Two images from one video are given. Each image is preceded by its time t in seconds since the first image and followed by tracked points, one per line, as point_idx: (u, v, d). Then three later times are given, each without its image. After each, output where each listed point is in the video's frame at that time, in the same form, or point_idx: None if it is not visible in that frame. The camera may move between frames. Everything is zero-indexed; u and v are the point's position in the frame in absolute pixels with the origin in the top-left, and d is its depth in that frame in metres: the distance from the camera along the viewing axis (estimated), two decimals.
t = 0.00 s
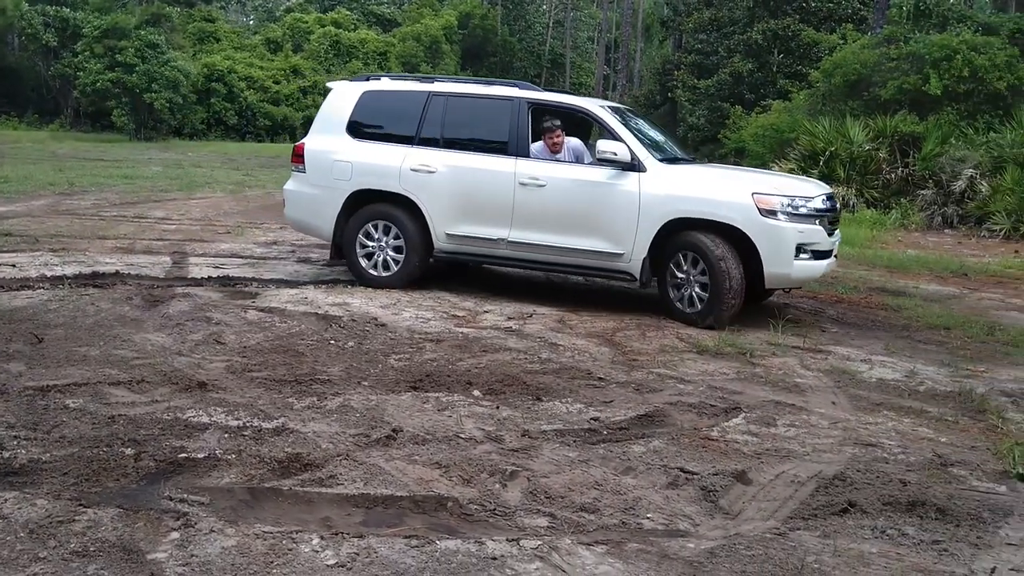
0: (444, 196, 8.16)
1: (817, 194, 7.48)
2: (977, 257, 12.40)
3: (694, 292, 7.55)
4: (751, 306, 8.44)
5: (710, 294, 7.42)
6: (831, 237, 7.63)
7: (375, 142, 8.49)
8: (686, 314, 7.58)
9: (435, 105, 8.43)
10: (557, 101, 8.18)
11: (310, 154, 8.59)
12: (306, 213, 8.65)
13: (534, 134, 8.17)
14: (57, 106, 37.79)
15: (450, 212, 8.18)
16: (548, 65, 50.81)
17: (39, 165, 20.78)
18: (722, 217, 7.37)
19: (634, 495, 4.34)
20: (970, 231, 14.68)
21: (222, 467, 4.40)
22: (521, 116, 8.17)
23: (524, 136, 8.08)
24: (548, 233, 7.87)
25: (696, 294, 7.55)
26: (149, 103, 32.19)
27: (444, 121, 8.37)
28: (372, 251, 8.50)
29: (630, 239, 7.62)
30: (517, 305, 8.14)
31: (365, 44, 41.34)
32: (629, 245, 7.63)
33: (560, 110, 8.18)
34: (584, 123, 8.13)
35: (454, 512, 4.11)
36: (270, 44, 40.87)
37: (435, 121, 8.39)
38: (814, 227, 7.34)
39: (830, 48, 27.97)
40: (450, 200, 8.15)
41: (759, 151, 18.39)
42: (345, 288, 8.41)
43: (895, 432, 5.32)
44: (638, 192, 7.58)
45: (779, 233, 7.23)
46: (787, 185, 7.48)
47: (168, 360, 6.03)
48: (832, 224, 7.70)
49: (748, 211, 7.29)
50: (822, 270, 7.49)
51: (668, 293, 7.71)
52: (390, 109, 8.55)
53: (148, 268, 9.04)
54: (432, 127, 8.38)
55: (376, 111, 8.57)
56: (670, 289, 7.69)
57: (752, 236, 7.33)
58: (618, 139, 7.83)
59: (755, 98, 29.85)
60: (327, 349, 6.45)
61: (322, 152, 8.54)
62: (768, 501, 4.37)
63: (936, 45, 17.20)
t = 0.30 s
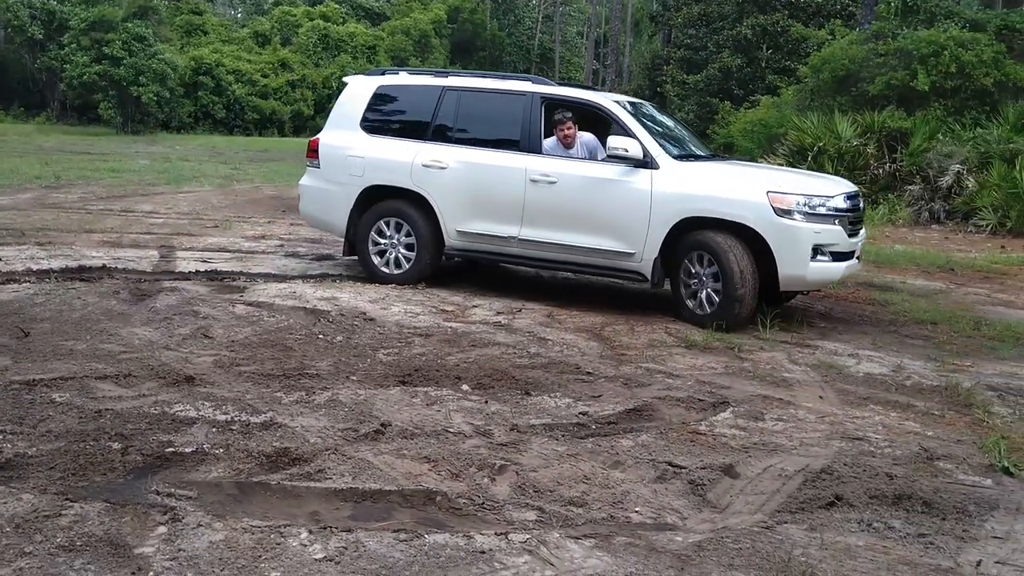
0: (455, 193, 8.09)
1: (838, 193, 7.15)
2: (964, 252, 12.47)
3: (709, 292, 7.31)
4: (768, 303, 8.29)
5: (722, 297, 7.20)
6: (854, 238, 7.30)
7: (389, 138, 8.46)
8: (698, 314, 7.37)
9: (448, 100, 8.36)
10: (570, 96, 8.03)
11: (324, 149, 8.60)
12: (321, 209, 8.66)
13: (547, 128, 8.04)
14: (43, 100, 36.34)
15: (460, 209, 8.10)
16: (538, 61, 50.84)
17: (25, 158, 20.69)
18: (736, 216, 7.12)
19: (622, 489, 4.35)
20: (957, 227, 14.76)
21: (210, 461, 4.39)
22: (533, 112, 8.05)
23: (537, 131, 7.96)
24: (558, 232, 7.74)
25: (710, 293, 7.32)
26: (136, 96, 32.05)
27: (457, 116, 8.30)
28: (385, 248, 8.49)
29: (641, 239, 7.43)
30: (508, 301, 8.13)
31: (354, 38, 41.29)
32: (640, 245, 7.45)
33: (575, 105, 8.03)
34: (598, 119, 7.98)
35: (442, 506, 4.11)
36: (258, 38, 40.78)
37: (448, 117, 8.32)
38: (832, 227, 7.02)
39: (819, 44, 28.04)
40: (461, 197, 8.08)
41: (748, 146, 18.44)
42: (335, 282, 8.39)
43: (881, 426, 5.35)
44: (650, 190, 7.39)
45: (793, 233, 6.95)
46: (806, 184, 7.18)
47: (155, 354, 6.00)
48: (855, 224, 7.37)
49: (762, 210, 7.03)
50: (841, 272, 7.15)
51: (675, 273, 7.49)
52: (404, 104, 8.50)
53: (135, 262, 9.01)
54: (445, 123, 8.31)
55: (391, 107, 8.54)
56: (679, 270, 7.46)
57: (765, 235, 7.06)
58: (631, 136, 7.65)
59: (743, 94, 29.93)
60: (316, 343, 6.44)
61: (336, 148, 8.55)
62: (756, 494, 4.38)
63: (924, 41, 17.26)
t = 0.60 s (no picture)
0: (465, 188, 8.01)
1: (857, 189, 6.93)
2: (951, 245, 12.52)
3: (719, 291, 7.14)
4: (783, 301, 8.15)
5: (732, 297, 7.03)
6: (874, 236, 7.07)
7: (401, 132, 8.41)
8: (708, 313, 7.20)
9: (460, 94, 8.27)
10: (583, 88, 7.87)
11: (337, 143, 8.59)
12: (333, 203, 8.66)
13: (558, 121, 7.91)
14: (29, 91, 35.04)
15: (470, 205, 8.02)
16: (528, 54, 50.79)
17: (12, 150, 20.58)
18: (748, 214, 6.94)
19: (610, 481, 4.36)
20: (944, 220, 14.83)
21: (197, 454, 4.38)
22: (544, 105, 7.92)
23: (547, 125, 7.84)
24: (567, 228, 7.62)
25: (720, 293, 7.15)
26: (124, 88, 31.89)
27: (469, 110, 8.21)
28: (395, 242, 8.45)
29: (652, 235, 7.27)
30: (498, 294, 8.11)
31: (343, 30, 41.06)
32: (650, 242, 7.29)
33: (587, 98, 7.88)
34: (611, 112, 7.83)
35: (431, 498, 4.11)
36: (246, 30, 40.66)
37: (460, 111, 8.23)
38: (849, 225, 6.82)
39: (808, 37, 28.10)
40: (471, 193, 7.99)
41: (737, 139, 18.46)
42: (325, 276, 8.36)
43: (868, 418, 5.37)
44: (661, 185, 7.22)
45: (807, 231, 6.77)
46: (822, 179, 6.98)
47: (143, 347, 5.98)
48: (876, 222, 7.14)
49: (775, 206, 6.84)
50: (859, 272, 6.95)
51: (690, 257, 7.27)
52: (417, 98, 8.44)
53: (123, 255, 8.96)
54: (456, 117, 8.23)
55: (404, 100, 8.49)
56: (696, 257, 7.24)
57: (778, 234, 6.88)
58: (643, 130, 7.47)
59: (733, 87, 29.95)
60: (304, 336, 6.42)
61: (349, 142, 8.53)
62: (743, 486, 4.40)
63: (912, 34, 17.31)
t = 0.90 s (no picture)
0: (478, 184, 7.94)
1: (879, 187, 6.67)
2: (942, 238, 12.57)
3: (732, 292, 6.94)
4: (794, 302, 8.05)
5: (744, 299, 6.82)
6: (898, 237, 6.80)
7: (416, 128, 8.37)
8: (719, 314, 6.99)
9: (476, 89, 8.22)
10: (598, 83, 7.76)
11: (355, 139, 8.58)
12: (351, 199, 8.66)
13: (572, 118, 7.81)
14: (18, 85, 34.78)
15: (483, 201, 7.95)
16: (520, 47, 50.74)
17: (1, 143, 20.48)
18: (763, 210, 6.73)
19: (602, 474, 4.36)
20: (935, 213, 14.86)
21: (189, 448, 4.37)
22: (558, 100, 7.82)
23: (561, 120, 7.74)
24: (579, 226, 7.50)
25: (732, 294, 6.94)
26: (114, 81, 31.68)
27: (484, 105, 8.15)
28: (410, 238, 8.44)
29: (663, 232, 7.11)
30: (492, 289, 8.09)
31: (334, 23, 41.04)
32: (661, 239, 7.13)
33: (603, 92, 7.77)
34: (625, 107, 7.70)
35: (423, 492, 4.11)
36: (237, 23, 40.57)
37: (475, 106, 8.17)
38: (869, 223, 6.56)
39: (800, 30, 28.15)
40: (485, 189, 7.92)
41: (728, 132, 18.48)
42: (317, 270, 8.33)
43: (859, 410, 5.39)
44: (673, 181, 7.06)
45: (823, 228, 6.54)
46: (843, 176, 6.73)
47: (134, 341, 5.96)
48: (900, 221, 6.88)
49: (790, 202, 6.62)
50: (880, 273, 6.68)
51: (706, 255, 7.05)
52: (433, 93, 8.41)
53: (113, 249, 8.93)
54: (470, 113, 8.17)
55: (420, 96, 8.47)
56: (712, 255, 7.02)
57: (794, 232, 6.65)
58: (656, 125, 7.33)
59: (725, 81, 29.97)
60: (296, 330, 6.41)
61: (365, 138, 8.52)
62: (735, 478, 4.41)
63: (904, 28, 17.34)
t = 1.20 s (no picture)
0: (493, 182, 7.93)
1: (902, 187, 6.50)
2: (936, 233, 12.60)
3: (746, 294, 6.83)
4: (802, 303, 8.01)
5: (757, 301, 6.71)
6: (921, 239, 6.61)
7: (433, 126, 8.37)
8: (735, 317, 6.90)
9: (493, 86, 8.20)
10: (614, 78, 7.69)
11: (373, 136, 8.61)
12: (369, 196, 8.70)
13: (587, 113, 7.74)
14: (11, 79, 34.62)
15: (498, 199, 7.93)
16: (515, 41, 50.72)
17: None
18: (778, 210, 6.61)
19: (597, 468, 4.36)
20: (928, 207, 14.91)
21: (183, 442, 4.36)
22: (574, 97, 7.77)
23: (577, 115, 7.69)
24: (591, 224, 7.45)
25: (746, 297, 6.83)
26: (107, 75, 31.48)
27: (499, 103, 8.12)
28: (425, 235, 8.45)
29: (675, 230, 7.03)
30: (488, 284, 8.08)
31: (328, 17, 41.47)
32: (673, 237, 7.05)
33: (619, 88, 7.70)
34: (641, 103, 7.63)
35: (418, 485, 4.11)
36: (230, 16, 40.53)
37: (491, 103, 8.15)
38: (890, 224, 6.39)
39: (794, 25, 28.21)
40: (500, 187, 7.90)
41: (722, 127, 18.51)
42: (312, 264, 8.30)
43: (853, 405, 5.41)
44: (686, 179, 6.98)
45: (840, 228, 6.39)
46: (864, 175, 6.56)
47: (127, 335, 5.94)
48: (925, 223, 6.69)
49: (806, 201, 6.49)
50: (901, 276, 6.50)
51: (721, 257, 6.97)
52: (451, 91, 8.40)
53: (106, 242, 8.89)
54: (486, 110, 8.15)
55: (438, 94, 8.47)
56: (727, 257, 6.93)
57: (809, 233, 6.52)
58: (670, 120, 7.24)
59: (720, 76, 30.00)
60: (290, 324, 6.40)
61: (383, 136, 8.54)
62: (729, 472, 4.42)
63: (898, 23, 17.34)
